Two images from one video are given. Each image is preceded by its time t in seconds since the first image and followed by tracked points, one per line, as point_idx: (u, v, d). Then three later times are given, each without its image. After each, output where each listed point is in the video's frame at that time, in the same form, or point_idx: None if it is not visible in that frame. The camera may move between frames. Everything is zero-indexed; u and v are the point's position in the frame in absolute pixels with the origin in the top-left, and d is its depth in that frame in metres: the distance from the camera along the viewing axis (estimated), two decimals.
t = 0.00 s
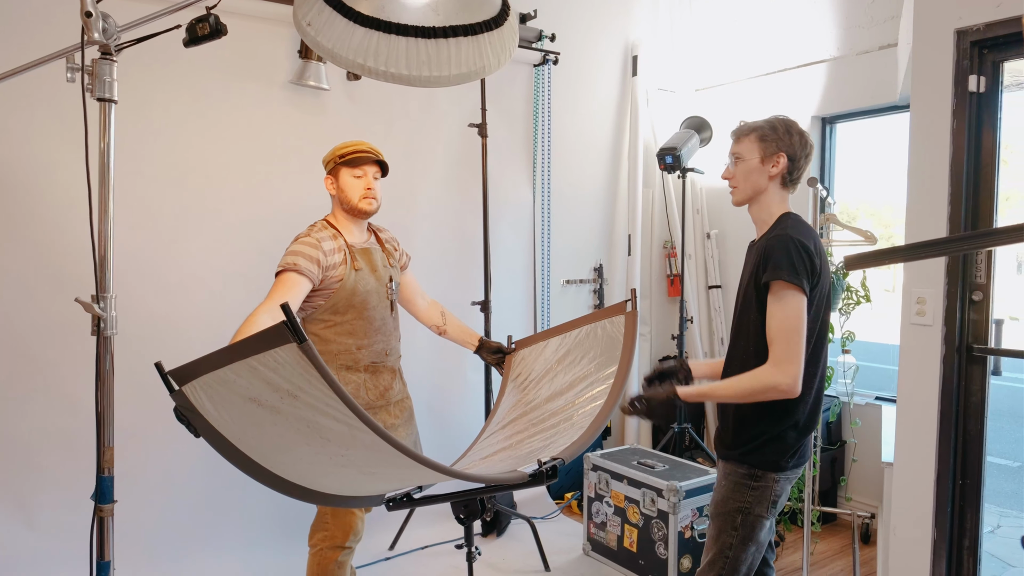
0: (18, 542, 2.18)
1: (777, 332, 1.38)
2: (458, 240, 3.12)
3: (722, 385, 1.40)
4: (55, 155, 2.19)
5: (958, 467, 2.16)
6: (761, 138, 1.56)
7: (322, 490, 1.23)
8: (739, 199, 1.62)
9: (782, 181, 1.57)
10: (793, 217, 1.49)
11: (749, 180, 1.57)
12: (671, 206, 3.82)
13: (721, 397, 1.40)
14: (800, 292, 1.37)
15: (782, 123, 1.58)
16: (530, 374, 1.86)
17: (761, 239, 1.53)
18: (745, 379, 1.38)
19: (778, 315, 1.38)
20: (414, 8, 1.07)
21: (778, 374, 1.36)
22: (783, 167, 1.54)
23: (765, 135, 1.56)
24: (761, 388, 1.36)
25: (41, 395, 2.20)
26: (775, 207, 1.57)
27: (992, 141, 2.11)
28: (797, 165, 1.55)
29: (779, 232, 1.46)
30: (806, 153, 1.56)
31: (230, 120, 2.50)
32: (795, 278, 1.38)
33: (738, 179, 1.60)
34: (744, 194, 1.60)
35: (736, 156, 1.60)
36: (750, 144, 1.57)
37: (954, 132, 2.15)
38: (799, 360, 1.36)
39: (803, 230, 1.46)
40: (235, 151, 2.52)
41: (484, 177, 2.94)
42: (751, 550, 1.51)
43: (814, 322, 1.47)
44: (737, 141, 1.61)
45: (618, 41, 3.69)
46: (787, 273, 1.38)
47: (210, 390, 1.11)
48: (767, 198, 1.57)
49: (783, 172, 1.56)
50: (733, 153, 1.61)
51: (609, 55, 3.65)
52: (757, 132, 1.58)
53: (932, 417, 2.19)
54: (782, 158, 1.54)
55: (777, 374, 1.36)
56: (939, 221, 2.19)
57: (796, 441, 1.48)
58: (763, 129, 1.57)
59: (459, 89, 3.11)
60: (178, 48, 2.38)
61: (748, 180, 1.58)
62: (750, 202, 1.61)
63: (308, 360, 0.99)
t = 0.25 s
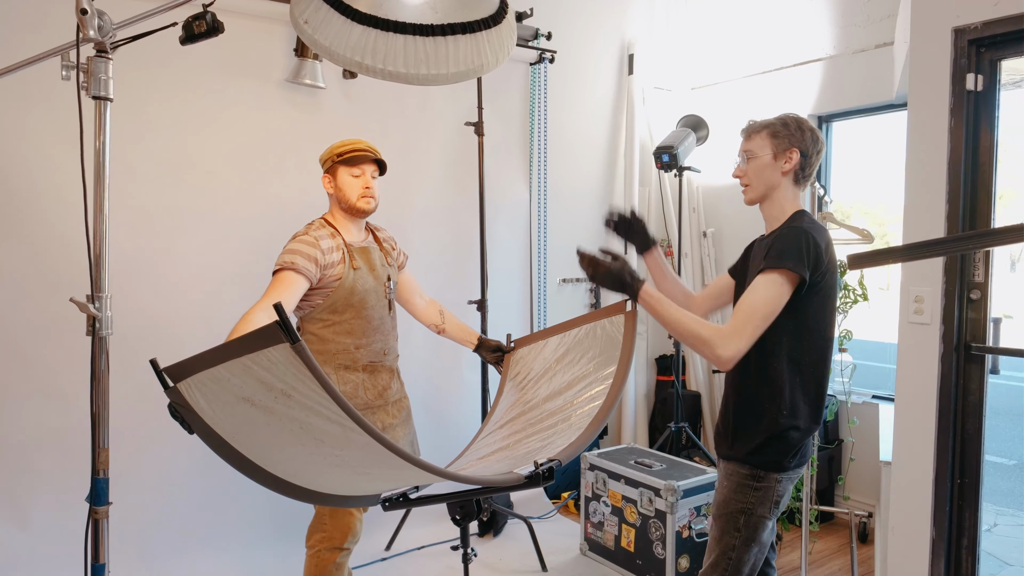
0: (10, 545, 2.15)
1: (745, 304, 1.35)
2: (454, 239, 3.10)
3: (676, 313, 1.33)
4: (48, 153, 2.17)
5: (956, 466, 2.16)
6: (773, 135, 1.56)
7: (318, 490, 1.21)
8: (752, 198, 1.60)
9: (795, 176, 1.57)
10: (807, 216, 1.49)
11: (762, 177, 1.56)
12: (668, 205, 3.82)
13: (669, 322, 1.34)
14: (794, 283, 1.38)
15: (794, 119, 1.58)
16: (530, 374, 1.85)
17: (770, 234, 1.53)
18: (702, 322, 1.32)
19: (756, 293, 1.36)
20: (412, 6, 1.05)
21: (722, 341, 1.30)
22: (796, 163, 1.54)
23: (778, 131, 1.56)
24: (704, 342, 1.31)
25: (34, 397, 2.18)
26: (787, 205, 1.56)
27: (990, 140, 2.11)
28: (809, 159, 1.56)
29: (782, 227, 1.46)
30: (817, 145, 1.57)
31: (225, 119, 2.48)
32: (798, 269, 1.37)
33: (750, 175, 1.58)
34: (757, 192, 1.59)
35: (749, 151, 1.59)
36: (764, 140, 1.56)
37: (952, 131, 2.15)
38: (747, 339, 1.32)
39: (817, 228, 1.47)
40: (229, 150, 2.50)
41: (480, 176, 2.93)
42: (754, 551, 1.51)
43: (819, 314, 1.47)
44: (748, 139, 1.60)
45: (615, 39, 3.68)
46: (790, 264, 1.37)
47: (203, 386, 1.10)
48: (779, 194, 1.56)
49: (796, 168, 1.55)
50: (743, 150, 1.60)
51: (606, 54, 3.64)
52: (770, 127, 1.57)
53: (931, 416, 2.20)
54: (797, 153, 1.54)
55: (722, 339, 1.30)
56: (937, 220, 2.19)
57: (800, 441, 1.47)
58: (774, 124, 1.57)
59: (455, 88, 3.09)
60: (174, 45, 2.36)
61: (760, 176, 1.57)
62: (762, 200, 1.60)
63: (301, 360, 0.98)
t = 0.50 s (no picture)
0: None
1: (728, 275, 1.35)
2: (443, 242, 3.10)
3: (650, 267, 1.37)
4: (31, 154, 2.14)
5: (942, 468, 2.18)
6: (762, 142, 1.56)
7: (304, 496, 1.20)
8: (743, 204, 1.62)
9: (786, 181, 1.57)
10: (798, 217, 1.51)
11: (753, 183, 1.57)
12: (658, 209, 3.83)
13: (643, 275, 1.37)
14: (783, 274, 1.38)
15: (782, 125, 1.58)
16: (519, 377, 1.85)
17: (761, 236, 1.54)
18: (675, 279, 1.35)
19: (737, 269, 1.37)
20: (402, 8, 1.04)
21: (688, 301, 1.32)
22: (786, 168, 1.55)
23: (766, 138, 1.56)
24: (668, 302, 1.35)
25: (16, 401, 2.14)
26: (779, 209, 1.58)
27: (974, 144, 2.13)
28: (799, 164, 1.56)
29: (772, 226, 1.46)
30: (810, 151, 1.58)
31: (213, 120, 2.46)
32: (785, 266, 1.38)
33: (742, 182, 1.59)
34: (750, 198, 1.60)
35: (739, 159, 1.60)
36: (754, 146, 1.57)
37: (937, 135, 2.17)
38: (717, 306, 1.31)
39: (807, 230, 1.48)
40: (217, 152, 2.48)
41: (470, 179, 2.92)
42: (739, 555, 1.51)
43: (805, 313, 1.48)
44: (738, 147, 1.61)
45: (604, 42, 3.69)
46: (778, 260, 1.38)
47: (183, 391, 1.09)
48: (772, 200, 1.58)
49: (786, 173, 1.56)
50: (734, 157, 1.61)
51: (596, 57, 3.65)
52: (758, 134, 1.58)
53: (916, 417, 2.21)
54: (786, 159, 1.54)
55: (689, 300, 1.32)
56: (924, 224, 2.20)
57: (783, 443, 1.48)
58: (763, 131, 1.58)
59: (445, 90, 3.09)
60: (162, 46, 2.34)
61: (752, 183, 1.58)
62: (755, 206, 1.61)
63: (283, 363, 0.97)
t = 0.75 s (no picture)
0: None
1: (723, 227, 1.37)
2: (435, 247, 3.09)
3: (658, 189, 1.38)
4: (18, 158, 2.11)
5: (930, 473, 2.20)
6: (756, 151, 1.56)
7: (294, 503, 1.19)
8: (735, 212, 1.63)
9: (777, 193, 1.58)
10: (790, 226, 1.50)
11: (744, 193, 1.58)
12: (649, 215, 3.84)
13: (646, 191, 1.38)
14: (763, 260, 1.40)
15: (777, 132, 1.56)
16: (508, 382, 1.84)
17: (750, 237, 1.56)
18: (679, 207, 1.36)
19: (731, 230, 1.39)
20: (393, 16, 1.05)
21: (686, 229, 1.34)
22: (779, 181, 1.55)
23: (760, 148, 1.56)
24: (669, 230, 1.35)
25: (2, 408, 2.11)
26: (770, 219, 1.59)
27: (961, 151, 2.15)
28: (794, 174, 1.57)
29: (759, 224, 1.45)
30: (802, 158, 1.57)
31: (205, 124, 2.45)
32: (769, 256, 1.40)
33: (733, 190, 1.60)
34: (739, 205, 1.61)
35: (732, 167, 1.60)
36: (747, 156, 1.57)
37: (924, 142, 2.19)
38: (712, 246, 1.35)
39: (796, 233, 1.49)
40: (207, 156, 2.46)
41: (462, 184, 2.92)
42: (723, 559, 1.52)
43: (788, 315, 1.49)
44: (732, 153, 1.61)
45: (595, 48, 3.70)
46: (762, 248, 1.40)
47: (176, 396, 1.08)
48: (762, 210, 1.59)
49: (779, 185, 1.56)
50: (727, 165, 1.61)
51: (587, 62, 3.67)
52: (753, 142, 1.57)
53: (905, 421, 2.22)
54: (779, 172, 1.55)
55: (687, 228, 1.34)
56: (913, 231, 2.21)
57: (764, 446, 1.48)
58: (759, 139, 1.57)
59: (436, 95, 3.08)
60: (154, 50, 2.33)
61: (743, 193, 1.58)
62: (746, 212, 1.61)
63: (273, 371, 0.96)
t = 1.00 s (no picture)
0: None
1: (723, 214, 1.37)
2: (432, 251, 3.08)
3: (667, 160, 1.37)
4: (14, 163, 2.08)
5: (930, 478, 2.19)
6: (742, 154, 1.56)
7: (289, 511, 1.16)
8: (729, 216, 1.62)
9: (769, 191, 1.57)
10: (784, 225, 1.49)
11: (735, 195, 1.58)
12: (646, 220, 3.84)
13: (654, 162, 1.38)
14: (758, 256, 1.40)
15: (765, 137, 1.57)
16: (500, 385, 1.83)
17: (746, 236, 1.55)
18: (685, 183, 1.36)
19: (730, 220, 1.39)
20: (389, 23, 1.04)
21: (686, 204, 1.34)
22: (767, 179, 1.54)
23: (746, 150, 1.56)
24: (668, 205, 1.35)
25: None
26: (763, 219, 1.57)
27: (959, 156, 2.15)
28: (781, 173, 1.55)
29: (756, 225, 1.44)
30: (794, 161, 1.58)
31: (202, 130, 2.43)
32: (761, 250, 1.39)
33: (726, 195, 1.60)
34: (733, 209, 1.60)
35: (721, 171, 1.60)
36: (733, 161, 1.57)
37: (921, 147, 2.19)
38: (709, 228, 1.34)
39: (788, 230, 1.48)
40: (204, 161, 2.44)
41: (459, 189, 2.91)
42: (713, 564, 1.50)
43: (783, 313, 1.47)
44: (720, 159, 1.60)
45: (591, 53, 3.70)
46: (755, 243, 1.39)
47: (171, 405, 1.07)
48: (754, 211, 1.58)
49: (768, 183, 1.55)
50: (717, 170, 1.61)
51: (583, 67, 3.67)
52: (740, 147, 1.57)
53: (903, 426, 2.22)
54: (767, 170, 1.54)
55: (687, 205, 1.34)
56: (909, 235, 2.21)
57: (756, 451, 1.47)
58: (746, 144, 1.57)
59: (433, 100, 3.08)
60: (152, 58, 2.32)
61: (735, 195, 1.59)
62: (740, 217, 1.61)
63: (269, 378, 0.95)
